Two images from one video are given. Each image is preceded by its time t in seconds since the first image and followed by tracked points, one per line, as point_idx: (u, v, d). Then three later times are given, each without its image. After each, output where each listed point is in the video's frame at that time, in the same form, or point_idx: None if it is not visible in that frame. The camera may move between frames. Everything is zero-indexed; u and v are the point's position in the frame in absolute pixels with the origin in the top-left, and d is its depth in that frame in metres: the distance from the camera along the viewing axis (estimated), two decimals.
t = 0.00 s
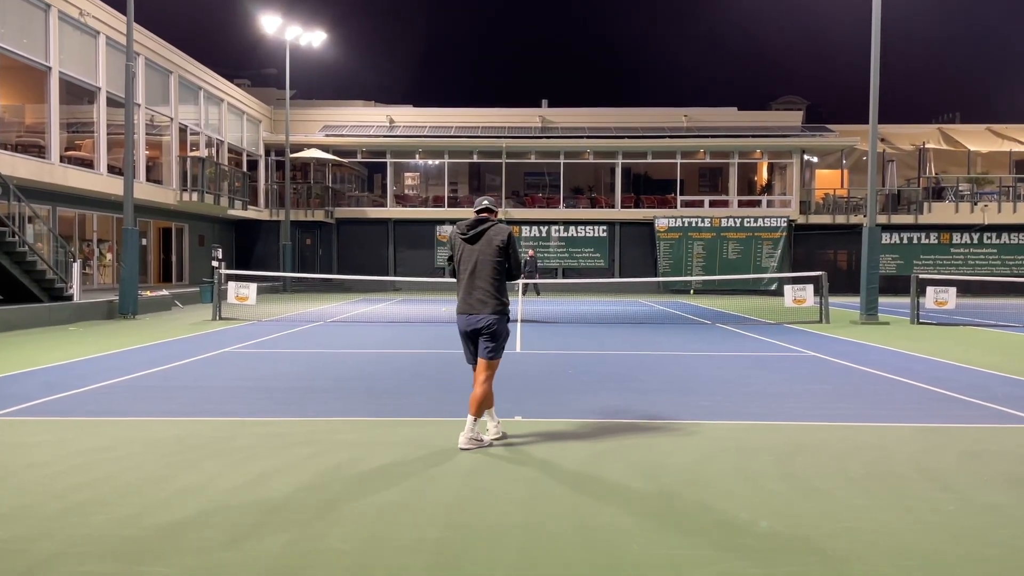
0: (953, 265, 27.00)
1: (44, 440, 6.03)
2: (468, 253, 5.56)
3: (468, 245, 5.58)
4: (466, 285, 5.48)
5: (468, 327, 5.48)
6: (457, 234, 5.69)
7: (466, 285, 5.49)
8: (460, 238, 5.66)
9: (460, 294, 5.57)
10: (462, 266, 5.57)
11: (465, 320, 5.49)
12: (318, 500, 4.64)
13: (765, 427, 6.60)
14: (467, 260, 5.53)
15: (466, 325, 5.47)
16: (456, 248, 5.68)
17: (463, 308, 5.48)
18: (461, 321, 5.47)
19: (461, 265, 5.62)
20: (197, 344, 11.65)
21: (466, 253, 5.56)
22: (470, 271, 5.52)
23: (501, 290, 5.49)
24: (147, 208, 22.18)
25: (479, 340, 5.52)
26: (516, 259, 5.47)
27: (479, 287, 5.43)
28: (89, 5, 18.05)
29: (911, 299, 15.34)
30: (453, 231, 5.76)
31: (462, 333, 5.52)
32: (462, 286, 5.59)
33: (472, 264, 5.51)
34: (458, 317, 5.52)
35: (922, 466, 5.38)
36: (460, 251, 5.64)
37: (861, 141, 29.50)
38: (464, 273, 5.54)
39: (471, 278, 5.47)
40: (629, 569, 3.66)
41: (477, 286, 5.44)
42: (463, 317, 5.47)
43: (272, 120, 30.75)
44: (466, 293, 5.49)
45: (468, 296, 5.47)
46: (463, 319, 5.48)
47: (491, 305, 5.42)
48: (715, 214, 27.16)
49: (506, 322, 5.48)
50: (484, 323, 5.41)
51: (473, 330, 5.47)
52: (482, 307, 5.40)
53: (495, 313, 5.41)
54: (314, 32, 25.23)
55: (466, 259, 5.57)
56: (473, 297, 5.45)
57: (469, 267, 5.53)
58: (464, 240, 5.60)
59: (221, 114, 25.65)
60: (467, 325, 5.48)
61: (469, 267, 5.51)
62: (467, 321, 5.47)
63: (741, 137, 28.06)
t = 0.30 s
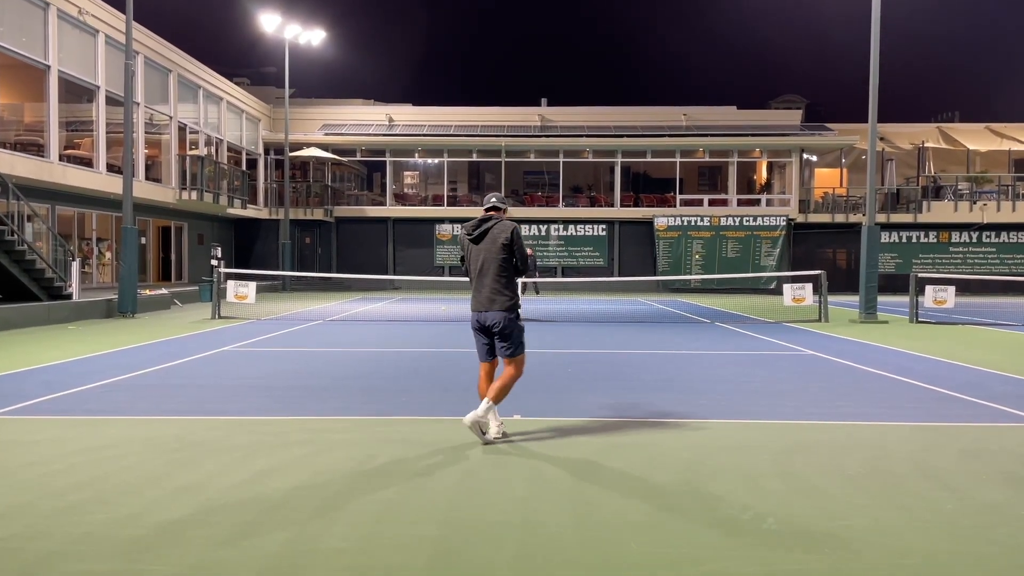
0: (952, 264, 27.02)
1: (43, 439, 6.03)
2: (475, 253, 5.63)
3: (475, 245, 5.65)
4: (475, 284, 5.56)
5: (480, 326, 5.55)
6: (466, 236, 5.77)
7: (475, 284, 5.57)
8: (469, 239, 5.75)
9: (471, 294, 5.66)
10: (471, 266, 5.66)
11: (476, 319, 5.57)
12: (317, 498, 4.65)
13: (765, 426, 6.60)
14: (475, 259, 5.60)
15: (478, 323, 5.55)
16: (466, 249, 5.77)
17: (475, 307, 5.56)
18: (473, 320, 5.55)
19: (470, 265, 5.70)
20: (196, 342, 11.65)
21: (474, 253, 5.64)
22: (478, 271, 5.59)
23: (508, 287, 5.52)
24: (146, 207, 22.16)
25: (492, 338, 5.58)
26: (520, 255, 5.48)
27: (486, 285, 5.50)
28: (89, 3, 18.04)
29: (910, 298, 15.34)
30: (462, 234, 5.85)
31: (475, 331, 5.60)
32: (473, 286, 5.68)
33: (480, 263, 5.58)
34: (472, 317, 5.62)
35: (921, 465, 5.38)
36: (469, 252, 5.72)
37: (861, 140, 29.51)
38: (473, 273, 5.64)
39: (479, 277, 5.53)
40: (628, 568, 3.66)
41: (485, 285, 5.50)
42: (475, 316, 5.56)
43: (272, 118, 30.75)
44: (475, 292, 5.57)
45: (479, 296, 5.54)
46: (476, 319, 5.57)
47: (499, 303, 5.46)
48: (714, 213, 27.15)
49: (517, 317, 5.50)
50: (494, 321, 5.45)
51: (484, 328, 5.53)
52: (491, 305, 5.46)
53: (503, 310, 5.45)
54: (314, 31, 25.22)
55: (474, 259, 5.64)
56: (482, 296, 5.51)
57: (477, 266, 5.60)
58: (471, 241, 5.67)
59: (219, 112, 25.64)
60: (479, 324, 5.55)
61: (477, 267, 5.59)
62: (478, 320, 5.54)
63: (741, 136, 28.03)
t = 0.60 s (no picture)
0: (952, 263, 27.04)
1: (41, 437, 6.02)
2: (487, 251, 5.64)
3: (487, 243, 5.65)
4: (486, 282, 5.56)
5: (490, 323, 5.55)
6: (477, 233, 5.78)
7: (485, 281, 5.57)
8: (480, 236, 5.75)
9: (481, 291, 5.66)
10: (482, 263, 5.66)
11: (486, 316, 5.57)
12: (315, 497, 4.64)
13: (764, 424, 6.60)
14: (486, 257, 5.60)
15: (487, 320, 5.55)
16: (477, 247, 5.78)
17: (484, 304, 5.56)
18: (483, 317, 5.55)
19: (481, 261, 5.70)
20: (195, 340, 11.65)
21: (486, 251, 5.64)
22: (489, 268, 5.59)
23: (520, 285, 5.54)
24: (146, 205, 22.15)
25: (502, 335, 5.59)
26: (530, 253, 5.46)
27: (498, 282, 5.50)
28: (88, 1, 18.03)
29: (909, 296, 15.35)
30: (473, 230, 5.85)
31: (484, 328, 5.60)
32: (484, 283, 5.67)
33: (491, 261, 5.58)
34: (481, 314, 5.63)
35: (920, 463, 5.38)
36: (480, 249, 5.72)
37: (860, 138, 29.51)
38: (484, 270, 5.65)
39: (491, 274, 5.53)
40: (626, 566, 3.66)
41: (496, 282, 5.50)
42: (484, 313, 5.57)
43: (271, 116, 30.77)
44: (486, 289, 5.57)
45: (489, 293, 5.54)
46: (485, 315, 5.57)
47: (510, 300, 5.47)
48: (714, 211, 27.15)
49: (528, 315, 5.52)
50: (504, 318, 5.46)
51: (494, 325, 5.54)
52: (503, 303, 5.47)
53: (514, 307, 5.46)
54: (313, 29, 25.22)
55: (485, 256, 5.64)
56: (493, 293, 5.52)
57: (488, 263, 5.60)
58: (483, 238, 5.67)
59: (219, 110, 25.62)
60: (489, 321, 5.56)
61: (488, 264, 5.59)
62: (488, 317, 5.54)
63: (740, 135, 28.02)
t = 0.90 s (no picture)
0: (951, 261, 27.08)
1: (41, 433, 6.03)
2: (510, 249, 5.62)
3: (511, 241, 5.64)
4: (510, 280, 5.55)
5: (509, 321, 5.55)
6: (499, 230, 5.75)
7: (508, 280, 5.56)
8: (502, 234, 5.73)
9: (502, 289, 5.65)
10: (504, 261, 5.65)
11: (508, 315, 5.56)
12: (315, 492, 4.66)
13: (763, 421, 6.61)
14: (510, 255, 5.59)
15: (508, 319, 5.55)
16: (499, 244, 5.75)
17: (505, 302, 5.55)
18: (504, 315, 5.55)
19: (504, 259, 5.68)
20: (195, 337, 11.66)
21: (509, 249, 5.62)
22: (511, 267, 5.59)
23: (543, 286, 5.56)
24: (145, 202, 22.16)
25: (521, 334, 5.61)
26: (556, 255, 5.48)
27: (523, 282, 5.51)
28: None
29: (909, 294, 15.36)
30: (495, 227, 5.81)
31: (503, 326, 5.59)
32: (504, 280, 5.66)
33: (516, 260, 5.57)
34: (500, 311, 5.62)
35: (920, 460, 5.38)
36: (502, 247, 5.71)
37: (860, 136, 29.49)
38: (506, 268, 5.64)
39: (516, 273, 5.53)
40: (625, 563, 3.67)
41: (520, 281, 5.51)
42: (504, 311, 5.57)
43: (271, 113, 30.77)
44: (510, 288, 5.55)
45: (511, 291, 5.54)
46: (506, 313, 5.57)
47: (533, 300, 5.50)
48: (714, 209, 27.16)
49: (549, 314, 5.57)
50: (528, 317, 5.49)
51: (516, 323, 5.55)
52: (528, 303, 5.49)
53: (537, 308, 5.49)
54: (313, 26, 25.21)
55: (508, 255, 5.64)
56: (516, 292, 5.52)
57: (511, 262, 5.59)
58: (506, 236, 5.66)
59: (218, 108, 25.62)
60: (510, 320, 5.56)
61: (511, 263, 5.59)
62: (509, 315, 5.54)
63: (741, 133, 28.02)
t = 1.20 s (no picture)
0: (951, 258, 27.09)
1: (42, 429, 6.04)
2: (533, 247, 5.64)
3: (533, 239, 5.64)
4: (534, 278, 5.57)
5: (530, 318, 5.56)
6: (519, 226, 5.73)
7: (531, 277, 5.58)
8: (522, 231, 5.72)
9: (522, 285, 5.65)
10: (526, 258, 5.65)
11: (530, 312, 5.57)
12: (314, 489, 4.66)
13: (763, 418, 6.62)
14: (533, 253, 5.60)
15: (530, 316, 5.56)
16: (518, 240, 5.74)
17: (528, 298, 5.56)
18: (526, 312, 5.56)
19: (525, 256, 5.68)
20: (195, 334, 11.67)
21: (531, 247, 5.64)
22: (534, 264, 5.60)
23: (564, 284, 5.64)
24: (145, 198, 22.17)
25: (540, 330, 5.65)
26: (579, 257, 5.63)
27: (547, 280, 5.55)
28: None
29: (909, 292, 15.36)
30: (514, 223, 5.77)
31: (523, 322, 5.60)
32: (524, 277, 5.66)
33: (539, 257, 5.59)
34: (519, 306, 5.63)
35: (919, 457, 5.38)
36: (523, 244, 5.70)
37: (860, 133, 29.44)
38: (527, 264, 5.65)
39: (540, 271, 5.56)
40: (623, 559, 3.67)
41: (544, 279, 5.55)
42: (525, 306, 5.59)
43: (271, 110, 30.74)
44: (533, 285, 5.57)
45: (534, 288, 5.56)
46: (527, 310, 5.57)
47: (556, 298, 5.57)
48: (714, 206, 27.14)
49: (568, 311, 5.65)
50: (551, 315, 5.55)
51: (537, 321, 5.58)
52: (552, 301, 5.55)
53: (560, 305, 5.57)
54: (313, 22, 25.17)
55: (530, 252, 5.65)
56: (539, 289, 5.55)
57: (534, 260, 5.61)
58: (529, 233, 5.65)
59: (218, 104, 25.59)
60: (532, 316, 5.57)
61: (534, 260, 5.60)
62: (532, 313, 5.56)
63: (740, 130, 28.00)
